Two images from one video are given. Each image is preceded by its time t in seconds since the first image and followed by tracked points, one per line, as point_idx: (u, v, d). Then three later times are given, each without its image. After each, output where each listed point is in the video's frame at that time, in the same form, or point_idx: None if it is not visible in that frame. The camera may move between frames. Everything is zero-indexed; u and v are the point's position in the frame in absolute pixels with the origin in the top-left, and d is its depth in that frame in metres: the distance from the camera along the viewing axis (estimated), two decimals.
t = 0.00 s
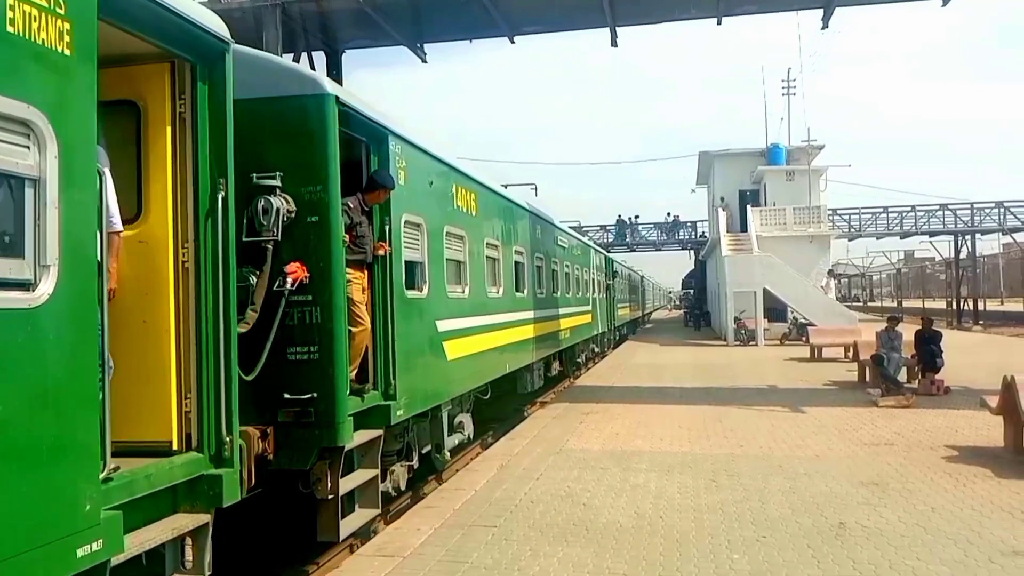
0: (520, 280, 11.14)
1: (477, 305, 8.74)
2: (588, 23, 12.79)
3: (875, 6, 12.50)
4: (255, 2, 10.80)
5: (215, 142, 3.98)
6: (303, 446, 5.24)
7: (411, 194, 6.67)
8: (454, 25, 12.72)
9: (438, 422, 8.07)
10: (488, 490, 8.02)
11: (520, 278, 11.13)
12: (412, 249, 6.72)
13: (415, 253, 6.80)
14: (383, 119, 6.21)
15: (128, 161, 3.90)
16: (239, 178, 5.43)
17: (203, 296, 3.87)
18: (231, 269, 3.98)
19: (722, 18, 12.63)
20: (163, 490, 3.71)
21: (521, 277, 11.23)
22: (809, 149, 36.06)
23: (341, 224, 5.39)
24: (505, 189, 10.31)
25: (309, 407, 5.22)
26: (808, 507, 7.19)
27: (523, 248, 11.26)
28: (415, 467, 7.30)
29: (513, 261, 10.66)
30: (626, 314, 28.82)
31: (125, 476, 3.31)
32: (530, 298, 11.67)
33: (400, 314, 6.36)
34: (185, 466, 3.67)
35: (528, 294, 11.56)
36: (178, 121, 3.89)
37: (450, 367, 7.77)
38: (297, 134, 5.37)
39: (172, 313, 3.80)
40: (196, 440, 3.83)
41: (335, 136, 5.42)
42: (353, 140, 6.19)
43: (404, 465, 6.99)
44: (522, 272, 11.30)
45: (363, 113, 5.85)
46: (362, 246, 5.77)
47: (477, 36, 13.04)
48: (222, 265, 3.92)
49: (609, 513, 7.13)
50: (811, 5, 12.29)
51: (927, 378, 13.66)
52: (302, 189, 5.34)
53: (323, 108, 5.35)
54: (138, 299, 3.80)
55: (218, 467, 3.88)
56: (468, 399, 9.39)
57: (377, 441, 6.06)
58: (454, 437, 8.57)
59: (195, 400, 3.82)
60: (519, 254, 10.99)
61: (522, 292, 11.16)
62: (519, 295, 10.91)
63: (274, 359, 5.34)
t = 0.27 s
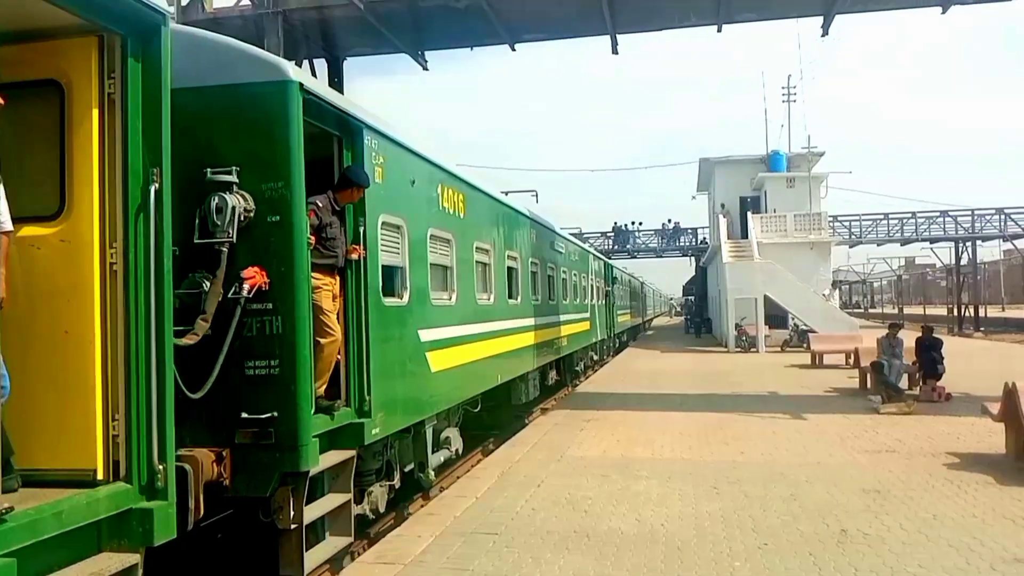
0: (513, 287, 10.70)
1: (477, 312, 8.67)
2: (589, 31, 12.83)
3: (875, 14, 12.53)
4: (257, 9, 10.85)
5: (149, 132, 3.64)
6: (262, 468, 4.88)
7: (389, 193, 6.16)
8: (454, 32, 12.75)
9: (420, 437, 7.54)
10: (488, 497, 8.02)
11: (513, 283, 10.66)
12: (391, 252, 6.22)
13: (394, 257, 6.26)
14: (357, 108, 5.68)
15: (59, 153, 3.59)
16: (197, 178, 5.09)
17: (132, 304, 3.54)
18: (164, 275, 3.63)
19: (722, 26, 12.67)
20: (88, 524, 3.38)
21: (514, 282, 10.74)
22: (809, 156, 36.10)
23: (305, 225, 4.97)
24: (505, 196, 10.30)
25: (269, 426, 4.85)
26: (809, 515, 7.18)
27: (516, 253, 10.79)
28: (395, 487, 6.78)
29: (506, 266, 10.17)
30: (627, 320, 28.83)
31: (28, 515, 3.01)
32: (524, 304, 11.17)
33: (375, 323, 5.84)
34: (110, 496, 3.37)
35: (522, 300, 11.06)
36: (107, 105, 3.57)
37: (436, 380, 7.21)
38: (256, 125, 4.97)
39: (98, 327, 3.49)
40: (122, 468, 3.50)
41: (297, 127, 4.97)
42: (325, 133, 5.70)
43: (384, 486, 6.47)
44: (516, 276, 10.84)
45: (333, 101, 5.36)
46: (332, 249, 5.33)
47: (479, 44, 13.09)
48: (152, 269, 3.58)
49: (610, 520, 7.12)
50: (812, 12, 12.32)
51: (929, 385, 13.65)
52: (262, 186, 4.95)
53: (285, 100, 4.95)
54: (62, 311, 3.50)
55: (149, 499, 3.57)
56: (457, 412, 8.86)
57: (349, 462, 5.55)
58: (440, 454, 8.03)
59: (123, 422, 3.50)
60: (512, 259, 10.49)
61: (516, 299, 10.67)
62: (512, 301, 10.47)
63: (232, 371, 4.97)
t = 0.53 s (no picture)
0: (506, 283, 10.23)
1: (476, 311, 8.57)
2: (590, 29, 12.82)
3: (877, 12, 12.51)
4: (258, 7, 10.83)
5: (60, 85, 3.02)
6: (211, 489, 4.35)
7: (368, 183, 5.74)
8: (456, 30, 12.74)
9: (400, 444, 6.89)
10: (489, 495, 8.02)
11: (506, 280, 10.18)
12: (365, 243, 5.70)
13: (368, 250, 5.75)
14: (326, 87, 5.17)
15: None
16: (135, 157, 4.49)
17: (37, 297, 2.91)
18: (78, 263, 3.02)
19: (724, 25, 12.65)
20: None
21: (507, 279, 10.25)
22: (810, 155, 36.07)
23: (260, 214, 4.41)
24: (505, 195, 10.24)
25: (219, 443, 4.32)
26: (810, 513, 7.18)
27: (509, 248, 10.33)
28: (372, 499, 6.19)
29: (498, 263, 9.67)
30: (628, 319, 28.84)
31: None
32: (518, 302, 10.67)
33: (347, 323, 5.33)
34: None
35: (515, 298, 10.56)
36: (9, 67, 2.87)
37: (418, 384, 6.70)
38: (206, 101, 4.42)
39: None
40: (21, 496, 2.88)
41: (251, 102, 4.42)
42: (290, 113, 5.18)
43: (360, 500, 5.96)
44: (509, 272, 10.35)
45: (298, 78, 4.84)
46: (297, 240, 4.81)
47: (480, 42, 13.08)
48: (62, 255, 2.95)
49: (611, 518, 7.13)
50: (813, 10, 12.30)
51: (929, 384, 13.65)
52: (211, 169, 4.38)
53: (241, 74, 4.40)
54: None
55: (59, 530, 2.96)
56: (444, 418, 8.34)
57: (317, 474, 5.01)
58: (424, 462, 7.46)
59: (27, 441, 2.87)
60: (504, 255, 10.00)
61: (509, 298, 10.18)
62: (504, 299, 10.03)
63: (177, 378, 4.42)
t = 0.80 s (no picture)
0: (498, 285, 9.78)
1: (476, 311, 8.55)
2: (589, 30, 12.83)
3: (877, 11, 12.51)
4: (258, 11, 10.84)
5: None
6: (148, 518, 3.90)
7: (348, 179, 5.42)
8: (455, 32, 12.75)
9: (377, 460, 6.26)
10: (491, 497, 8.03)
11: (498, 281, 9.75)
12: (336, 238, 5.21)
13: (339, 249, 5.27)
14: (286, 68, 4.69)
15: None
16: (60, 142, 4.00)
17: None
18: None
19: (723, 25, 12.66)
20: None
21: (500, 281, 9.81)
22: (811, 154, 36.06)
23: (203, 208, 3.95)
24: (505, 196, 10.26)
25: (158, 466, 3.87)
26: (812, 513, 7.18)
27: (502, 248, 9.90)
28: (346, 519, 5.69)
29: (489, 263, 9.20)
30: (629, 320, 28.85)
31: None
32: (511, 305, 10.21)
33: (313, 328, 4.83)
34: None
35: (508, 299, 10.11)
36: None
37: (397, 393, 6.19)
38: (139, 81, 3.96)
39: None
40: None
41: (192, 83, 3.94)
42: (247, 97, 4.70)
43: (334, 521, 5.40)
44: (501, 272, 9.91)
45: (254, 58, 4.36)
46: (251, 236, 4.34)
47: (479, 44, 13.10)
48: None
49: (613, 519, 7.13)
50: (812, 10, 12.31)
51: (931, 383, 13.63)
52: (146, 156, 3.92)
53: (182, 50, 3.91)
54: None
55: None
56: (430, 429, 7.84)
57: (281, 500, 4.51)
58: (405, 478, 6.87)
59: None
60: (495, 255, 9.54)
61: (501, 300, 9.74)
62: (496, 300, 9.60)
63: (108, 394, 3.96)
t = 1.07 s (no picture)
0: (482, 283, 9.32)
1: (472, 310, 8.60)
2: (585, 29, 12.82)
3: (872, 10, 12.52)
4: (253, 8, 10.80)
5: None
6: (71, 543, 3.50)
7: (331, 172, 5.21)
8: (451, 31, 12.74)
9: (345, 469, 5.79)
10: (486, 495, 8.02)
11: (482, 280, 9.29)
12: (297, 235, 4.79)
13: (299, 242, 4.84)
14: (236, 38, 4.24)
15: None
16: None
17: None
18: None
19: (719, 23, 12.66)
20: None
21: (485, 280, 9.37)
22: (806, 153, 36.12)
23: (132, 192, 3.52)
24: (500, 194, 10.25)
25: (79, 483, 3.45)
26: (806, 511, 7.18)
27: (487, 244, 9.46)
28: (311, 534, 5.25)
29: (473, 259, 8.74)
30: (624, 318, 28.87)
31: None
32: (497, 303, 9.74)
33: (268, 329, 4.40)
34: None
35: (495, 298, 9.66)
36: None
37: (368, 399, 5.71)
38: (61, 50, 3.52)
39: None
40: None
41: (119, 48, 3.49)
42: (195, 75, 4.25)
43: (296, 538, 4.98)
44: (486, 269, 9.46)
45: (200, 25, 3.92)
46: (195, 226, 3.94)
47: (475, 42, 13.08)
48: None
49: (608, 517, 7.13)
50: (808, 9, 12.32)
51: (926, 382, 13.66)
52: (68, 135, 3.49)
53: (109, 15, 3.46)
54: None
55: None
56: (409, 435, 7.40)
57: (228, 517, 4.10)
58: (380, 490, 6.41)
59: None
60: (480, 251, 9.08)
61: (487, 299, 9.29)
62: (482, 299, 9.18)
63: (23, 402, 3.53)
